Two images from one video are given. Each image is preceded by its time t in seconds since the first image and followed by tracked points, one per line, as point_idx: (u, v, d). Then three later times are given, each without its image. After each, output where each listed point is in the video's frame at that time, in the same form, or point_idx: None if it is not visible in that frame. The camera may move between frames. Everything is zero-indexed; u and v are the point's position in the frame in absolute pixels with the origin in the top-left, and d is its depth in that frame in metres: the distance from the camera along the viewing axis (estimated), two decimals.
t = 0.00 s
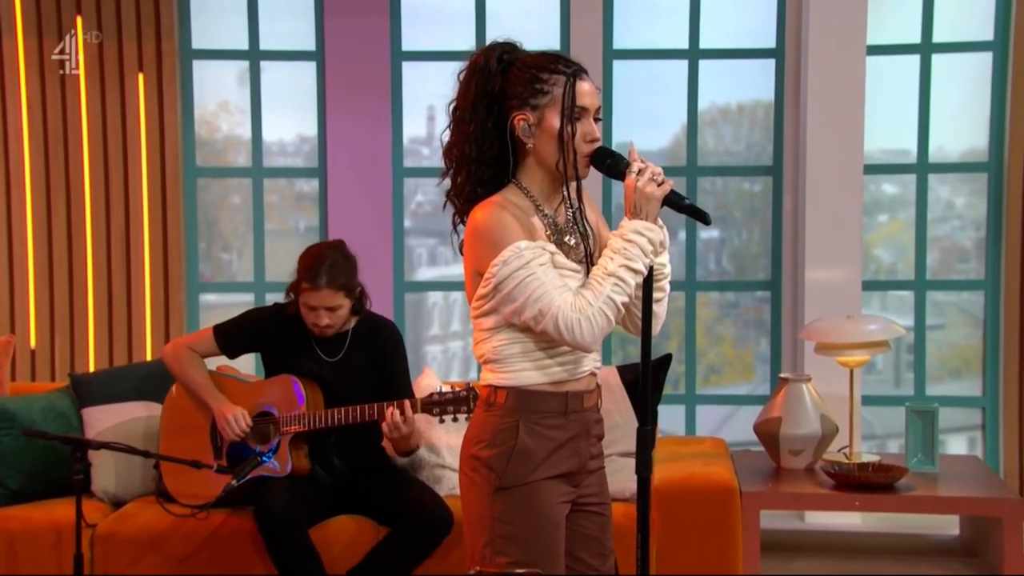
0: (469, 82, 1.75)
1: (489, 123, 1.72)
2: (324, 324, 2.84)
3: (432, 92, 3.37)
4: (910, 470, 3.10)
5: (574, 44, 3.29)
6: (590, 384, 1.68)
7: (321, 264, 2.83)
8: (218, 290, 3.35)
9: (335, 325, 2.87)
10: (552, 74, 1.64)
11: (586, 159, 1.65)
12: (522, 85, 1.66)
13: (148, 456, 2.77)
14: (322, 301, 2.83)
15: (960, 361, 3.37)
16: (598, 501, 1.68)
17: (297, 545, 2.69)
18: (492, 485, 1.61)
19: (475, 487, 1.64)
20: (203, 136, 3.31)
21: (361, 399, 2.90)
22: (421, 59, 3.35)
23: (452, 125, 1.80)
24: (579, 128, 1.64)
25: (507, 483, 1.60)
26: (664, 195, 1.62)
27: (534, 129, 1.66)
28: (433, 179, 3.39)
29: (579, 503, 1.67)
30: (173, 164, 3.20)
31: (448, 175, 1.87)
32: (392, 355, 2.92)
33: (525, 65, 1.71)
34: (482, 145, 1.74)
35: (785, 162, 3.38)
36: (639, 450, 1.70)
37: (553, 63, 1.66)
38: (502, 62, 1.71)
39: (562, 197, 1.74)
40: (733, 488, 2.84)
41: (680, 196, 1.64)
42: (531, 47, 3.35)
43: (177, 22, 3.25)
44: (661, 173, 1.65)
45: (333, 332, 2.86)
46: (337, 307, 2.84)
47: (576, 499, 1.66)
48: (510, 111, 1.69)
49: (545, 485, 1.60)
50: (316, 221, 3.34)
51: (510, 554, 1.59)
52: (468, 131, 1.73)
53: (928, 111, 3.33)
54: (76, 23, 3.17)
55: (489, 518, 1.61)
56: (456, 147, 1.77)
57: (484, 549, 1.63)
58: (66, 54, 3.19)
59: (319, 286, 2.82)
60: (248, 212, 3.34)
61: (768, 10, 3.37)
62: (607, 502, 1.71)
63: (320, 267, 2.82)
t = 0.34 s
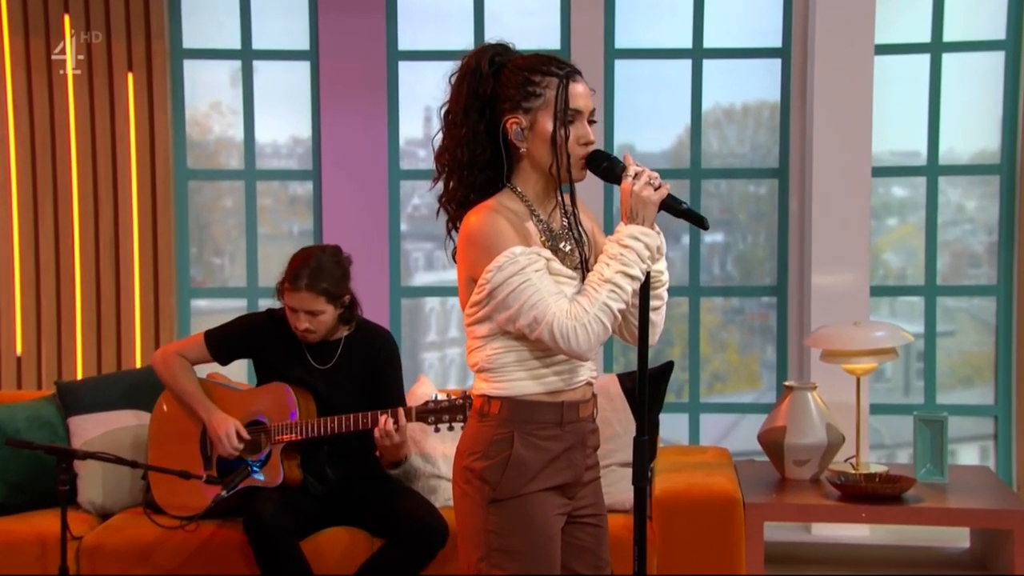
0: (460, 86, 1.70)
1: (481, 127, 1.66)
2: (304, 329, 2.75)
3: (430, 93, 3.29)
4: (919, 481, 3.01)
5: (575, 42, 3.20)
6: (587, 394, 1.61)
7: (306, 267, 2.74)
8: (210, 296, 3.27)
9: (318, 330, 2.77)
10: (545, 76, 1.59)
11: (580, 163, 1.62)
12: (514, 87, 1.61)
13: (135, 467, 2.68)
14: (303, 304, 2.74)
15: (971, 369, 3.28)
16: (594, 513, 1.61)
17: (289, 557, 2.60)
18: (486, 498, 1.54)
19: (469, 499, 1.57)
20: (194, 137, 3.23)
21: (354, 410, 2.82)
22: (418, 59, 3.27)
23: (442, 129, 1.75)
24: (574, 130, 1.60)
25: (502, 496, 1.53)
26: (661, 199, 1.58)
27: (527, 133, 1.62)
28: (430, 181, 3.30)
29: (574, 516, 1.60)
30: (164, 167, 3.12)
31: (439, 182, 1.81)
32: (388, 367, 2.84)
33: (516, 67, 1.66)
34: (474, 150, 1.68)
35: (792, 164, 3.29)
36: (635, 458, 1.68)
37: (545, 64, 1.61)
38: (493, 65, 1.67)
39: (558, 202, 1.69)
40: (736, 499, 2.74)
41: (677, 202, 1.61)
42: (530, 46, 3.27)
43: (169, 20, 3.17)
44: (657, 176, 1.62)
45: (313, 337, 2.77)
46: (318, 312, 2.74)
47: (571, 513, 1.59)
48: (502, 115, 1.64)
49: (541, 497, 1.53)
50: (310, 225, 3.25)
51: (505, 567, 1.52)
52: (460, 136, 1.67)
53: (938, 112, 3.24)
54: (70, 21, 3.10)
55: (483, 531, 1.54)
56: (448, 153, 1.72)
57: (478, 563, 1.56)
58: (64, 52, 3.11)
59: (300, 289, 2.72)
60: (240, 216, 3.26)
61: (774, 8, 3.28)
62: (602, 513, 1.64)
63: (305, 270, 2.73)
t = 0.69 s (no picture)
0: (455, 86, 1.65)
1: (475, 130, 1.62)
2: (321, 325, 2.67)
3: (427, 92, 3.20)
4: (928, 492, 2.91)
5: (576, 39, 3.12)
6: (582, 402, 1.56)
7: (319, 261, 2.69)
8: (200, 300, 3.18)
9: (331, 327, 2.70)
10: (538, 77, 1.53)
11: (575, 167, 1.54)
12: (507, 90, 1.56)
13: (121, 476, 2.60)
14: (320, 299, 2.67)
15: (984, 376, 3.19)
16: (589, 525, 1.56)
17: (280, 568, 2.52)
18: (473, 506, 1.49)
19: (456, 508, 1.52)
20: (184, 137, 3.14)
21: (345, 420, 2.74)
22: (414, 57, 3.18)
23: (438, 130, 1.70)
24: (568, 133, 1.52)
25: (489, 505, 1.48)
26: (658, 203, 1.51)
27: (521, 135, 1.55)
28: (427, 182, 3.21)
29: (567, 527, 1.55)
30: (152, 167, 3.04)
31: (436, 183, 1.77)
32: (379, 377, 2.78)
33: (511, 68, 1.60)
34: (469, 153, 1.63)
35: (799, 164, 3.19)
36: (630, 469, 1.63)
37: (539, 64, 1.55)
38: (487, 65, 1.61)
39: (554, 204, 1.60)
40: (738, 509, 2.63)
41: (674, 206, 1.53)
42: (530, 44, 3.18)
43: (158, 16, 3.09)
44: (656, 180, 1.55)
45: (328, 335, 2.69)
46: (335, 307, 2.68)
47: (563, 524, 1.54)
48: (496, 117, 1.59)
49: (530, 507, 1.48)
50: (303, 227, 3.16)
51: None
52: (454, 138, 1.63)
53: (949, 112, 3.15)
54: (62, 20, 3.02)
55: (469, 541, 1.49)
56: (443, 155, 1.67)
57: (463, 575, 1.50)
58: (63, 51, 3.02)
59: (320, 283, 2.66)
60: (231, 218, 3.17)
61: (780, 5, 3.19)
62: (599, 527, 1.58)
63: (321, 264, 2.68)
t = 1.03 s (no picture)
0: (444, 82, 1.59)
1: (465, 128, 1.56)
2: (311, 340, 2.60)
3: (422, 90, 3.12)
4: (936, 501, 2.81)
5: (576, 35, 3.03)
6: (576, 410, 1.51)
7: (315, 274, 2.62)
8: (190, 304, 3.10)
9: (321, 343, 2.63)
10: (532, 76, 1.48)
11: (569, 168, 1.50)
12: (500, 88, 1.51)
13: (105, 486, 2.52)
14: (314, 314, 2.60)
15: (996, 382, 3.10)
16: (583, 536, 1.50)
17: None
18: (463, 516, 1.44)
19: (445, 518, 1.47)
20: (174, 137, 3.06)
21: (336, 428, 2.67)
22: (410, 54, 3.09)
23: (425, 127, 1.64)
24: (561, 135, 1.48)
25: (479, 514, 1.43)
26: (653, 206, 1.47)
27: (513, 136, 1.51)
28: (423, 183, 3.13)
29: (560, 538, 1.49)
30: (141, 167, 2.96)
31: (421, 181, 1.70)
32: (372, 384, 2.70)
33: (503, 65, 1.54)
34: (458, 151, 1.57)
35: (805, 164, 3.11)
36: (625, 480, 1.57)
37: (533, 63, 1.50)
38: (478, 61, 1.56)
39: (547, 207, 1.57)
40: (740, 520, 2.55)
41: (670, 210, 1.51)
42: (528, 41, 3.10)
43: (147, 13, 3.01)
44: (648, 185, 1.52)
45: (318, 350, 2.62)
46: (328, 323, 2.61)
47: (556, 534, 1.48)
48: (488, 115, 1.53)
49: (521, 517, 1.43)
50: (296, 229, 3.08)
51: None
52: (443, 136, 1.57)
53: (959, 111, 3.07)
54: (53, 18, 2.94)
55: (457, 552, 1.44)
56: (430, 153, 1.62)
57: None
58: (63, 51, 2.95)
59: (314, 298, 2.59)
60: (222, 219, 3.09)
61: (786, 1, 3.11)
62: (593, 539, 1.52)
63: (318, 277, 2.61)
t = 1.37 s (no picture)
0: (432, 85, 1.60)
1: (454, 131, 1.57)
2: (276, 347, 2.52)
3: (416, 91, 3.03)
4: (943, 515, 2.72)
5: (575, 34, 2.95)
6: (566, 421, 1.52)
7: (287, 279, 2.54)
8: (176, 311, 3.01)
9: (291, 350, 2.55)
10: (522, 79, 1.51)
11: (559, 173, 1.52)
12: (489, 90, 1.53)
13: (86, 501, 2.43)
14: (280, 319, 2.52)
15: (1006, 392, 3.01)
16: (572, 552, 1.52)
17: None
18: (450, 531, 1.46)
19: (433, 532, 1.49)
20: (160, 139, 2.98)
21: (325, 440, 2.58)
22: (403, 54, 3.01)
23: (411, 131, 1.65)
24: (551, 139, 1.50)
25: (466, 529, 1.45)
26: (645, 213, 1.47)
27: (503, 140, 1.53)
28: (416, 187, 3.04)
29: (549, 553, 1.51)
30: (126, 170, 2.88)
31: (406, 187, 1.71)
32: (362, 395, 2.62)
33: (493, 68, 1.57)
34: (446, 155, 1.58)
35: (809, 167, 3.03)
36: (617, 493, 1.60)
37: (523, 67, 1.53)
38: (467, 65, 1.58)
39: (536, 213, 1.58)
40: (741, 534, 2.44)
41: (663, 217, 1.50)
42: (524, 40, 3.01)
43: (132, 11, 2.93)
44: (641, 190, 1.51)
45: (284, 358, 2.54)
46: (294, 330, 2.52)
47: (544, 549, 1.50)
48: (476, 118, 1.56)
49: (509, 532, 1.45)
50: (285, 234, 3.00)
51: None
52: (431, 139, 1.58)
53: (968, 112, 2.98)
54: (41, 17, 2.86)
55: (445, 567, 1.46)
56: (417, 157, 1.62)
57: None
58: (68, 53, 2.86)
59: (279, 302, 2.51)
60: (209, 223, 3.00)
61: None
62: (583, 554, 1.54)
63: (287, 281, 2.53)
